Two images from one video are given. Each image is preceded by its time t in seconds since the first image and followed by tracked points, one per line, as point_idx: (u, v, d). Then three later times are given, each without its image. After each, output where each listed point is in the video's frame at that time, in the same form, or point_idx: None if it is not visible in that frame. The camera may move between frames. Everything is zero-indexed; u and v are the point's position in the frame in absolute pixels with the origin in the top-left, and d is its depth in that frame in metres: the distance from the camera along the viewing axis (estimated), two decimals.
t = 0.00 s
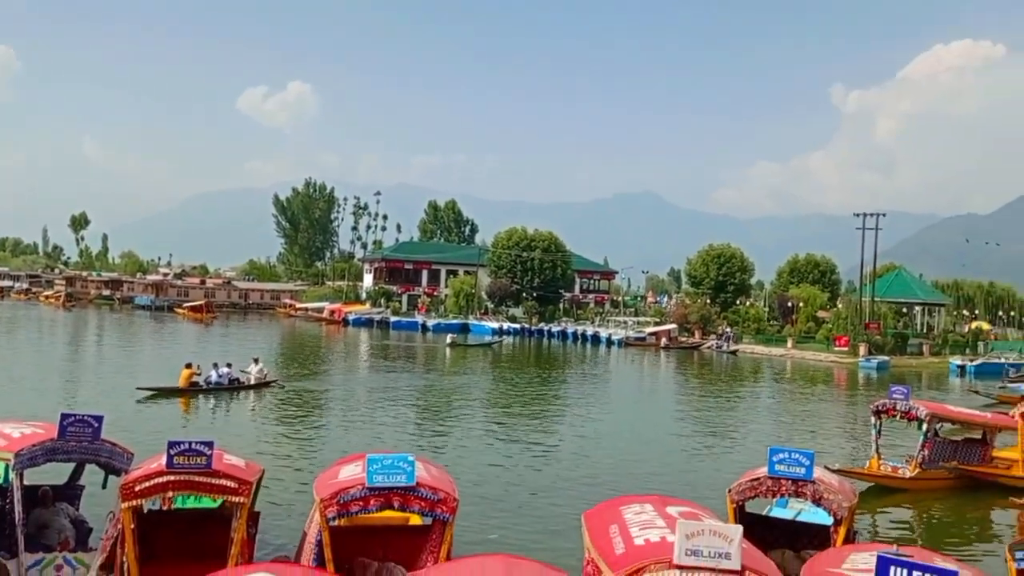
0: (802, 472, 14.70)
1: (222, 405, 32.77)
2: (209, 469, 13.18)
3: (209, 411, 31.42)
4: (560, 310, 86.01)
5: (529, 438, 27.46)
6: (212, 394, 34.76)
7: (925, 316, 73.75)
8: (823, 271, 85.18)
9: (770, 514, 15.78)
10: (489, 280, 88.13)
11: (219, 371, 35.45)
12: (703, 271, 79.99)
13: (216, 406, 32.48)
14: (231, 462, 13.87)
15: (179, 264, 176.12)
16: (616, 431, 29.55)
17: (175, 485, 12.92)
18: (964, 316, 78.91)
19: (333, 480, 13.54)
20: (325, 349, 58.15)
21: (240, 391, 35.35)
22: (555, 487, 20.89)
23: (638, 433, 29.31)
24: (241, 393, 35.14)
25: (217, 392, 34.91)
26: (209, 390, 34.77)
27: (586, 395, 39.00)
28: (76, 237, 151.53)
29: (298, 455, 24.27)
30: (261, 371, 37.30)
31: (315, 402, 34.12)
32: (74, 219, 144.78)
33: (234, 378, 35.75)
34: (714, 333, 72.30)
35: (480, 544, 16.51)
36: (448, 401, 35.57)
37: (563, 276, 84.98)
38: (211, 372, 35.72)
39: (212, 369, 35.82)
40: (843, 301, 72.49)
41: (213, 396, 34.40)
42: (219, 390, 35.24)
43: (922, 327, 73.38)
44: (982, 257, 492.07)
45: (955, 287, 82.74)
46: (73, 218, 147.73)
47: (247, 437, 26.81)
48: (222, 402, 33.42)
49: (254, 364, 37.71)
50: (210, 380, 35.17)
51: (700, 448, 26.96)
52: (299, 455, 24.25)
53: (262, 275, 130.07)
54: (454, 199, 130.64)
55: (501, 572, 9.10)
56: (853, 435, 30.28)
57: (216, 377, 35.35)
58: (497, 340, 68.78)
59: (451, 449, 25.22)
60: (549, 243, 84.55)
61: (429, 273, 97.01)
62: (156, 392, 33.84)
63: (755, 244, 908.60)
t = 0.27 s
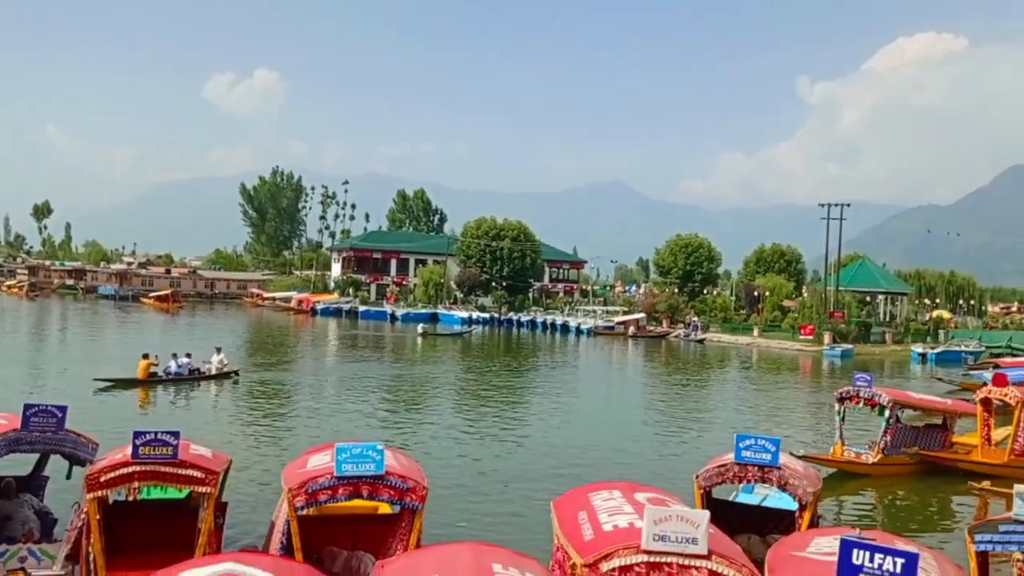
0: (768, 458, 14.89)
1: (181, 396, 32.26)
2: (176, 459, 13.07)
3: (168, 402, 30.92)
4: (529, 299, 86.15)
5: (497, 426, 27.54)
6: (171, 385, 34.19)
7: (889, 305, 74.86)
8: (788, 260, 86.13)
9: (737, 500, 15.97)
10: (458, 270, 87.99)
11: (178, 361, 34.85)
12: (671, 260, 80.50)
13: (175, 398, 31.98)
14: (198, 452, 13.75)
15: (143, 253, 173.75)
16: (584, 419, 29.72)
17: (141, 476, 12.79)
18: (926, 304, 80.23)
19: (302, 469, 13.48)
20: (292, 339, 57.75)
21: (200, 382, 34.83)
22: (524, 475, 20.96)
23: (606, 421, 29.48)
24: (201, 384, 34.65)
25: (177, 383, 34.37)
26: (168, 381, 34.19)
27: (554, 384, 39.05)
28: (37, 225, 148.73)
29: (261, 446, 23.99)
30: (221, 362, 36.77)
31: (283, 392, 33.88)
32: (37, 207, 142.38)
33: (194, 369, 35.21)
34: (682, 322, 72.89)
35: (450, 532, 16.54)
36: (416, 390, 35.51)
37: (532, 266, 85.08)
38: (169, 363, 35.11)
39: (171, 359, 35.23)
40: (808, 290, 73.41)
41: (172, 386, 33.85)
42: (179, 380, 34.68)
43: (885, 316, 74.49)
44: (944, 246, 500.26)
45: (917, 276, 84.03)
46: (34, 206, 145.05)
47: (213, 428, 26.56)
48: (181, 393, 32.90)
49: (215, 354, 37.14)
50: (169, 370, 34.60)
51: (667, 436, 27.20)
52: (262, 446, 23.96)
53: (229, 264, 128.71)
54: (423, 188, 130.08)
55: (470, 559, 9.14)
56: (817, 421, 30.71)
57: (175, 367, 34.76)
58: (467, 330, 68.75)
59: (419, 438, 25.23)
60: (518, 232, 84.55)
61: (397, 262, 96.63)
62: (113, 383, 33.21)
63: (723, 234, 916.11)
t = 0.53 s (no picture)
0: (739, 447, 14.99)
1: (142, 389, 31.73)
2: (143, 451, 12.88)
3: (130, 395, 30.39)
4: (501, 290, 86.10)
5: (468, 418, 27.49)
6: (132, 378, 33.53)
7: (857, 296, 75.72)
8: (759, 251, 86.80)
9: (708, 489, 16.05)
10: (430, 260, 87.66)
11: (139, 354, 34.15)
12: (643, 252, 80.80)
13: (139, 390, 31.49)
14: (165, 444, 13.57)
15: (110, 244, 171.32)
16: (555, 410, 29.76)
17: (107, 469, 12.59)
18: (893, 295, 81.30)
19: (271, 461, 13.36)
20: (262, 330, 57.25)
21: (161, 375, 34.21)
22: (495, 466, 20.93)
23: (576, 412, 29.54)
24: (163, 377, 34.03)
25: (137, 376, 33.71)
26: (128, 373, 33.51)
27: (526, 375, 39.05)
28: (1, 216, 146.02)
29: (227, 438, 23.69)
30: (183, 355, 36.13)
31: (252, 384, 33.58)
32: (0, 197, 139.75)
33: (155, 361, 34.55)
34: (653, 313, 73.27)
35: (422, 523, 16.49)
36: (387, 382, 35.35)
37: (504, 257, 85.01)
38: (130, 355, 34.40)
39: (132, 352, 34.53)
40: (778, 281, 74.04)
41: (132, 380, 33.20)
42: (140, 373, 33.99)
43: (853, 307, 75.39)
44: (911, 238, 506.84)
45: (884, 268, 85.07)
46: None
47: (181, 420, 26.25)
48: (144, 386, 32.34)
49: (178, 346, 36.49)
50: (129, 363, 33.92)
51: (637, 426, 27.30)
52: (228, 439, 23.66)
53: (197, 255, 127.27)
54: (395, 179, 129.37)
55: (442, 549, 9.10)
56: (785, 411, 30.98)
57: (136, 360, 34.05)
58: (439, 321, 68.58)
59: (390, 429, 25.12)
60: (490, 223, 84.39)
61: (369, 253, 96.11)
62: (71, 376, 32.52)
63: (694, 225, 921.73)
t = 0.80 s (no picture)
0: (706, 437, 15.12)
1: (106, 381, 31.31)
2: (107, 444, 12.70)
3: (92, 387, 29.98)
4: (471, 281, 85.99)
5: (437, 409, 27.46)
6: (90, 370, 33.04)
7: (823, 287, 76.63)
8: (727, 243, 87.49)
9: (677, 479, 16.17)
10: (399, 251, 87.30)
11: (97, 346, 33.67)
12: (613, 243, 81.12)
13: (102, 383, 31.08)
14: (130, 437, 13.39)
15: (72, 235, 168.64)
16: (523, 401, 29.82)
17: (72, 462, 12.41)
18: (858, 286, 82.38)
19: (239, 454, 13.23)
20: (229, 322, 56.71)
21: (120, 367, 33.79)
22: (464, 457, 20.93)
23: (545, 403, 29.61)
24: (122, 369, 33.60)
25: (95, 368, 33.23)
26: (86, 366, 33.01)
27: (495, 366, 39.12)
28: None
29: (192, 431, 23.46)
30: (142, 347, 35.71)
31: (218, 376, 33.27)
32: None
33: (114, 354, 34.12)
34: (623, 304, 73.64)
35: (391, 515, 16.44)
36: (355, 373, 35.20)
37: (474, 248, 84.87)
38: (88, 347, 33.93)
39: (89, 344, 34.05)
40: (745, 273, 74.71)
41: (90, 372, 32.72)
42: (97, 365, 33.54)
43: (820, 298, 76.25)
44: (876, 230, 513.81)
45: (850, 259, 86.15)
46: None
47: (145, 412, 25.95)
48: (106, 379, 31.90)
49: (137, 338, 36.03)
50: (87, 355, 33.42)
51: (605, 417, 27.44)
52: (193, 432, 23.43)
53: (163, 245, 125.64)
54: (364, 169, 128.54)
55: (411, 540, 9.08)
56: (752, 401, 31.30)
57: (94, 352, 33.59)
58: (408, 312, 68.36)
59: (359, 421, 25.03)
60: (460, 214, 84.18)
61: (337, 244, 95.49)
62: (27, 369, 31.96)
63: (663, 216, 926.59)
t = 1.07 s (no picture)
0: (671, 430, 15.23)
1: (63, 379, 30.76)
2: (65, 442, 12.45)
3: (49, 385, 29.43)
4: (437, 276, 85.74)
5: (403, 404, 27.38)
6: (42, 367, 32.38)
7: (786, 281, 77.53)
8: (691, 238, 88.16)
9: (642, 473, 16.27)
10: (365, 246, 86.77)
11: (49, 343, 33.05)
12: (579, 238, 81.37)
13: (60, 380, 30.51)
14: (89, 435, 13.14)
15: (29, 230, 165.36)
16: (489, 396, 29.82)
17: (30, 461, 12.17)
18: (820, 281, 83.47)
19: (200, 451, 13.06)
20: (191, 318, 55.95)
21: (74, 365, 33.20)
22: (430, 453, 20.88)
23: (511, 398, 29.64)
24: (75, 366, 33.00)
25: (47, 365, 32.59)
26: (38, 363, 32.35)
27: (461, 361, 39.09)
28: None
29: (154, 428, 23.12)
30: (97, 343, 35.13)
31: (180, 372, 32.82)
32: None
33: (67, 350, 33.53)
34: (589, 298, 73.91)
35: (356, 512, 16.36)
36: (321, 369, 34.96)
37: (440, 243, 84.59)
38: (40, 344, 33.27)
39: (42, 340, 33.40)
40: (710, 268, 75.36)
41: (43, 369, 32.09)
42: (50, 363, 32.92)
43: (783, 292, 77.15)
44: (837, 225, 521.05)
45: (812, 254, 87.27)
46: None
47: (105, 410, 25.56)
48: (62, 376, 31.32)
49: (91, 334, 35.38)
50: (39, 352, 32.76)
51: (572, 411, 27.55)
52: (154, 429, 23.08)
53: (123, 240, 123.67)
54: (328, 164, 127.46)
55: (376, 536, 9.03)
56: (716, 395, 31.58)
57: (46, 349, 32.96)
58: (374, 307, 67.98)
59: (325, 417, 24.88)
60: (426, 209, 83.86)
61: (302, 239, 94.69)
62: None
63: (629, 211, 931.09)
